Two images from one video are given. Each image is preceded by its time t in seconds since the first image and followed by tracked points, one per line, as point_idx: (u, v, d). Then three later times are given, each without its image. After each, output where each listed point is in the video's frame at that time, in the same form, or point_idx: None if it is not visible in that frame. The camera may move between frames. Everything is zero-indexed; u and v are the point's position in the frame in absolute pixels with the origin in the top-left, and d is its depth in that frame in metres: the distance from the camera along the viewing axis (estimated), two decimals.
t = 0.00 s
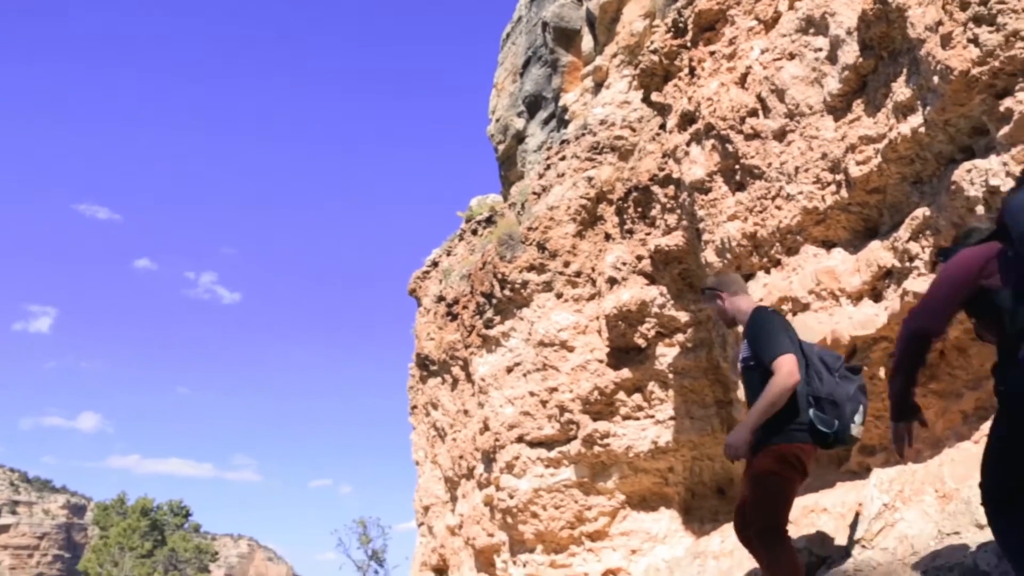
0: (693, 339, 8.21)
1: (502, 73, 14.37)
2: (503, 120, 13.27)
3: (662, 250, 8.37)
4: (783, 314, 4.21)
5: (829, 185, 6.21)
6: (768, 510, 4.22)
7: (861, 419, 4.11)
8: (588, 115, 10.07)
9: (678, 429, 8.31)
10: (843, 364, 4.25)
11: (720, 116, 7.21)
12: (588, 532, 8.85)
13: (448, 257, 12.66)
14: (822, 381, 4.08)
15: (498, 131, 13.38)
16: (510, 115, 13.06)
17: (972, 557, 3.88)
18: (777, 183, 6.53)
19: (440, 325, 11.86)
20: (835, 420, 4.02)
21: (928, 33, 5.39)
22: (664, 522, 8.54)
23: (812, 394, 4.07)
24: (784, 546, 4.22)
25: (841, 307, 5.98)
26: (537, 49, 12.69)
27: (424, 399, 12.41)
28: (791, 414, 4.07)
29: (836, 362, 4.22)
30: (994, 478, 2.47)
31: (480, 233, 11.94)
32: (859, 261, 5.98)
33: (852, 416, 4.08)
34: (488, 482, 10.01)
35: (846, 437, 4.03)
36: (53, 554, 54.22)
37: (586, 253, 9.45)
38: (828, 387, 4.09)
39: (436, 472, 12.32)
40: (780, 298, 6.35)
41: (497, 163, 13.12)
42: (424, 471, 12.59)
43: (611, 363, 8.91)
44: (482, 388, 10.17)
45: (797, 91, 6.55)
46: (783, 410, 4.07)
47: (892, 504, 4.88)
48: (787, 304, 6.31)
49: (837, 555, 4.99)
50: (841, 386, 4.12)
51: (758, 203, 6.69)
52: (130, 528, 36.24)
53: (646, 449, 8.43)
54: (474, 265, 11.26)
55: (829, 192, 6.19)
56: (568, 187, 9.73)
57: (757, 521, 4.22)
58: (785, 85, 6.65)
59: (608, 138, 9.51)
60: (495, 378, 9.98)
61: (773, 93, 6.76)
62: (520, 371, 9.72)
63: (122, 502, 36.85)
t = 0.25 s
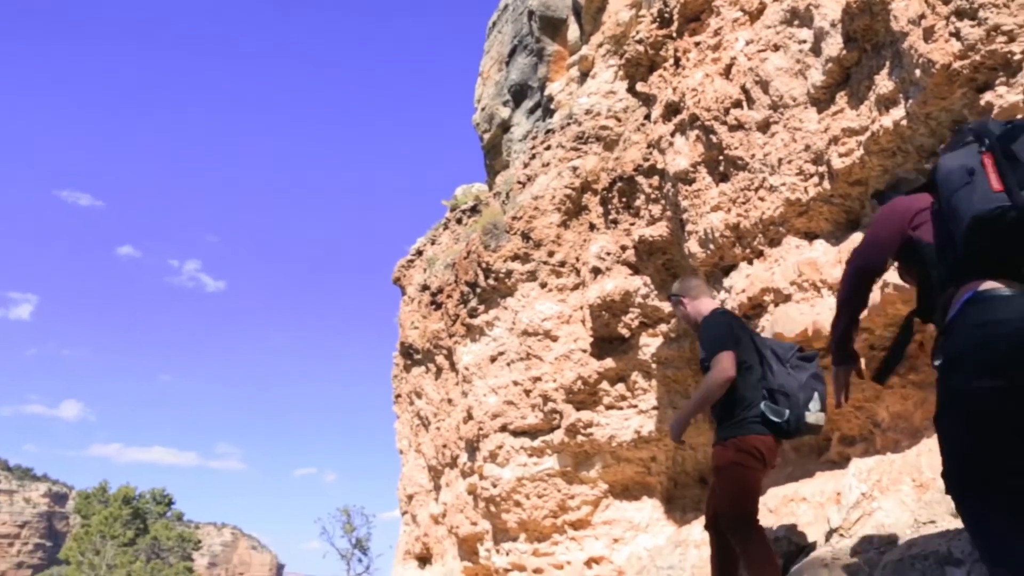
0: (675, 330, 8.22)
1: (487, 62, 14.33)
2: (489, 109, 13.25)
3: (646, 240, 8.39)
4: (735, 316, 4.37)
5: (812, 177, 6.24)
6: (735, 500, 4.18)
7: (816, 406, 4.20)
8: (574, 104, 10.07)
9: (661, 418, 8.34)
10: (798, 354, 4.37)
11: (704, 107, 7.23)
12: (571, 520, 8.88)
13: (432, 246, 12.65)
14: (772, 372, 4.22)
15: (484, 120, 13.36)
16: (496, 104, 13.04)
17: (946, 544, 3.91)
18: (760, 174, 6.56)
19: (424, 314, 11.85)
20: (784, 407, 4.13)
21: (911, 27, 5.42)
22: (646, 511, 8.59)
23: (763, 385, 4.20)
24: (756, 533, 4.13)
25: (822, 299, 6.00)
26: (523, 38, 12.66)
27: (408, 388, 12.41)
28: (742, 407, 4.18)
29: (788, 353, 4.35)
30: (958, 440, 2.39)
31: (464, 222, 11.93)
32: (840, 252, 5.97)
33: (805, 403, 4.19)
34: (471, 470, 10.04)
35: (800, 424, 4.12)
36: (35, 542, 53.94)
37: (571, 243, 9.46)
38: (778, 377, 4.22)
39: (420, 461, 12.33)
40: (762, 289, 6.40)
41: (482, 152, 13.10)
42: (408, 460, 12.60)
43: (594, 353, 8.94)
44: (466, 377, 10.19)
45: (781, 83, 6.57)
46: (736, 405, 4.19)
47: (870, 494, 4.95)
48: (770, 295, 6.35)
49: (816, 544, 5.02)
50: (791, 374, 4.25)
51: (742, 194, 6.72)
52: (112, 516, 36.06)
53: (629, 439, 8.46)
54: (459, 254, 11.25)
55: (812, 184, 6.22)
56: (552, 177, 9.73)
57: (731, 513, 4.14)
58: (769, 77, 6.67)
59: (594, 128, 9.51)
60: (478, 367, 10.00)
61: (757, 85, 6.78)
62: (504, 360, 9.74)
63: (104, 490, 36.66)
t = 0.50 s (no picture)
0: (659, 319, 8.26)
1: (473, 49, 14.28)
2: (475, 97, 13.21)
3: (632, 229, 8.41)
4: (682, 327, 4.50)
5: (796, 166, 6.26)
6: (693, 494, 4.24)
7: (761, 410, 4.30)
8: (560, 92, 10.05)
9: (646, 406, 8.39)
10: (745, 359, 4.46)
11: (689, 96, 7.24)
12: (555, 507, 8.93)
13: (418, 233, 12.63)
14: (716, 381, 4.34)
15: (469, 107, 13.32)
16: (482, 92, 12.99)
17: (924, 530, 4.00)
18: (745, 164, 6.58)
19: (410, 302, 11.84)
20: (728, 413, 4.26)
21: (894, 17, 5.44)
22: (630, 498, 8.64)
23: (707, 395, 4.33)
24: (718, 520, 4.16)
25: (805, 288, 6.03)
26: (509, 25, 12.61)
27: (393, 375, 12.42)
28: (691, 414, 4.33)
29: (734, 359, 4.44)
30: (927, 438, 2.75)
31: (450, 209, 11.91)
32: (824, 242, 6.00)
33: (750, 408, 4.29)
34: (456, 457, 10.07)
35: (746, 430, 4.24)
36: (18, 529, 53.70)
37: (556, 231, 9.47)
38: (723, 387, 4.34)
39: (405, 449, 12.36)
40: (746, 278, 6.41)
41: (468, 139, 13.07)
42: (394, 447, 12.62)
43: (579, 341, 8.97)
44: (451, 364, 10.20)
45: (765, 72, 6.58)
46: (684, 414, 4.32)
47: (851, 481, 5.02)
48: (754, 284, 6.37)
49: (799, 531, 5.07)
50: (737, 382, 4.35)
51: (726, 183, 6.74)
52: (96, 503, 35.92)
53: (614, 426, 8.51)
54: (444, 241, 11.24)
55: (796, 173, 6.25)
56: (538, 165, 9.72)
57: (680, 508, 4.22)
58: (753, 66, 6.68)
59: (579, 116, 9.50)
60: (463, 355, 10.02)
61: (742, 74, 6.79)
62: (489, 348, 9.76)
63: (88, 477, 36.49)
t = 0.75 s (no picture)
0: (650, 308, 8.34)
1: (464, 38, 14.24)
2: (465, 85, 13.18)
3: (622, 218, 8.41)
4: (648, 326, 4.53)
5: (786, 156, 6.28)
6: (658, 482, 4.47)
7: (717, 399, 4.33)
8: (550, 81, 10.03)
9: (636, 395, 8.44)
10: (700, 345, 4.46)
11: (679, 86, 7.24)
12: (546, 495, 8.98)
13: (408, 222, 12.62)
14: (675, 371, 4.37)
15: (460, 96, 13.30)
16: (472, 80, 12.96)
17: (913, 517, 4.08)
18: (735, 153, 6.59)
19: (400, 290, 11.84)
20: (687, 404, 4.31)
21: (884, 8, 5.44)
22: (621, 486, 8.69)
23: (669, 385, 4.37)
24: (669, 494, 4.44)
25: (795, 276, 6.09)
26: (500, 13, 12.56)
27: (385, 363, 12.43)
28: (653, 408, 4.40)
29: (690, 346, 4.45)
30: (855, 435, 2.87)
31: (441, 198, 11.90)
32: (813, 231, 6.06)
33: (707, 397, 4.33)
34: (448, 446, 10.10)
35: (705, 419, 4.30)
36: (9, 518, 53.61)
37: (547, 220, 9.49)
38: (681, 376, 4.36)
39: (396, 437, 12.39)
40: (736, 266, 6.41)
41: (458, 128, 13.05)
42: (385, 435, 12.65)
43: (570, 329, 9.00)
44: (442, 353, 10.22)
45: (755, 62, 6.58)
46: (649, 410, 4.42)
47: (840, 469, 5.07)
48: (744, 272, 6.37)
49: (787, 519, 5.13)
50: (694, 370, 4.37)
51: (716, 172, 6.76)
52: (87, 491, 35.86)
53: (605, 415, 8.56)
54: (435, 230, 11.23)
55: (786, 162, 6.27)
56: (528, 154, 9.71)
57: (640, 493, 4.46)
58: (743, 56, 6.68)
59: (570, 105, 9.50)
60: (454, 343, 10.04)
61: (732, 64, 6.79)
62: (480, 337, 9.78)
63: (78, 465, 36.40)
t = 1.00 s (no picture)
0: (644, 293, 8.38)
1: (457, 23, 14.19)
2: (458, 71, 13.14)
3: (615, 204, 8.41)
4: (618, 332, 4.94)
5: (779, 142, 6.29)
6: (634, 483, 4.72)
7: (670, 401, 4.56)
8: (543, 67, 10.01)
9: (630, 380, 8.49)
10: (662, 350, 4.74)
11: (673, 72, 7.24)
12: (541, 480, 9.02)
13: (402, 208, 12.61)
14: (633, 374, 4.70)
15: (453, 82, 13.27)
16: (465, 67, 12.91)
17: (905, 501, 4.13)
18: (728, 139, 6.60)
19: (394, 277, 11.84)
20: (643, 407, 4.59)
21: None
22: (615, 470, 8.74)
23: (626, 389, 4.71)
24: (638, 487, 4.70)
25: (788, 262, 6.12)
26: None
27: (379, 350, 12.45)
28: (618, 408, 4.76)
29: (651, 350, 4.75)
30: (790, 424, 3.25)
31: (434, 184, 11.90)
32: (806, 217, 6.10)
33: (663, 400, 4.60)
34: (442, 431, 10.14)
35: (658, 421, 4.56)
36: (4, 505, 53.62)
37: (541, 206, 9.50)
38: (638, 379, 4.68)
39: (391, 423, 12.42)
40: (730, 252, 6.43)
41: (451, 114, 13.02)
42: (380, 421, 12.69)
43: (564, 315, 9.03)
44: (437, 339, 10.25)
45: (748, 48, 6.58)
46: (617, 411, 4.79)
47: (833, 453, 5.09)
48: (737, 258, 6.39)
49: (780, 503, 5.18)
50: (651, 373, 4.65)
51: (709, 158, 6.77)
52: (82, 478, 35.86)
53: (599, 400, 8.60)
54: (429, 216, 11.23)
55: (779, 148, 6.28)
56: (522, 140, 9.70)
57: (617, 494, 4.71)
58: (736, 42, 6.68)
59: (563, 91, 9.49)
60: (449, 329, 10.06)
61: (725, 50, 6.79)
62: (474, 323, 9.79)
63: (73, 452, 36.39)
